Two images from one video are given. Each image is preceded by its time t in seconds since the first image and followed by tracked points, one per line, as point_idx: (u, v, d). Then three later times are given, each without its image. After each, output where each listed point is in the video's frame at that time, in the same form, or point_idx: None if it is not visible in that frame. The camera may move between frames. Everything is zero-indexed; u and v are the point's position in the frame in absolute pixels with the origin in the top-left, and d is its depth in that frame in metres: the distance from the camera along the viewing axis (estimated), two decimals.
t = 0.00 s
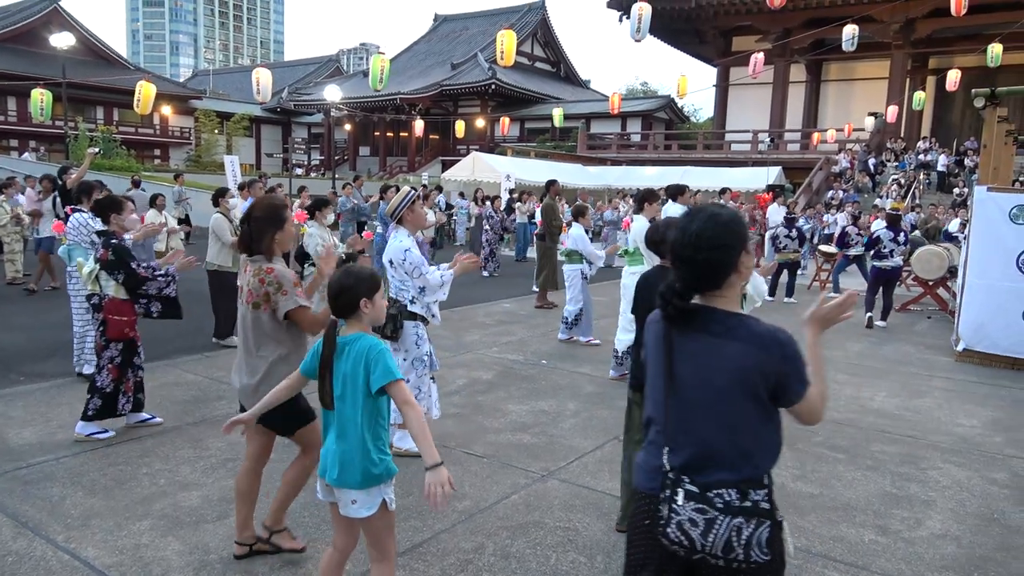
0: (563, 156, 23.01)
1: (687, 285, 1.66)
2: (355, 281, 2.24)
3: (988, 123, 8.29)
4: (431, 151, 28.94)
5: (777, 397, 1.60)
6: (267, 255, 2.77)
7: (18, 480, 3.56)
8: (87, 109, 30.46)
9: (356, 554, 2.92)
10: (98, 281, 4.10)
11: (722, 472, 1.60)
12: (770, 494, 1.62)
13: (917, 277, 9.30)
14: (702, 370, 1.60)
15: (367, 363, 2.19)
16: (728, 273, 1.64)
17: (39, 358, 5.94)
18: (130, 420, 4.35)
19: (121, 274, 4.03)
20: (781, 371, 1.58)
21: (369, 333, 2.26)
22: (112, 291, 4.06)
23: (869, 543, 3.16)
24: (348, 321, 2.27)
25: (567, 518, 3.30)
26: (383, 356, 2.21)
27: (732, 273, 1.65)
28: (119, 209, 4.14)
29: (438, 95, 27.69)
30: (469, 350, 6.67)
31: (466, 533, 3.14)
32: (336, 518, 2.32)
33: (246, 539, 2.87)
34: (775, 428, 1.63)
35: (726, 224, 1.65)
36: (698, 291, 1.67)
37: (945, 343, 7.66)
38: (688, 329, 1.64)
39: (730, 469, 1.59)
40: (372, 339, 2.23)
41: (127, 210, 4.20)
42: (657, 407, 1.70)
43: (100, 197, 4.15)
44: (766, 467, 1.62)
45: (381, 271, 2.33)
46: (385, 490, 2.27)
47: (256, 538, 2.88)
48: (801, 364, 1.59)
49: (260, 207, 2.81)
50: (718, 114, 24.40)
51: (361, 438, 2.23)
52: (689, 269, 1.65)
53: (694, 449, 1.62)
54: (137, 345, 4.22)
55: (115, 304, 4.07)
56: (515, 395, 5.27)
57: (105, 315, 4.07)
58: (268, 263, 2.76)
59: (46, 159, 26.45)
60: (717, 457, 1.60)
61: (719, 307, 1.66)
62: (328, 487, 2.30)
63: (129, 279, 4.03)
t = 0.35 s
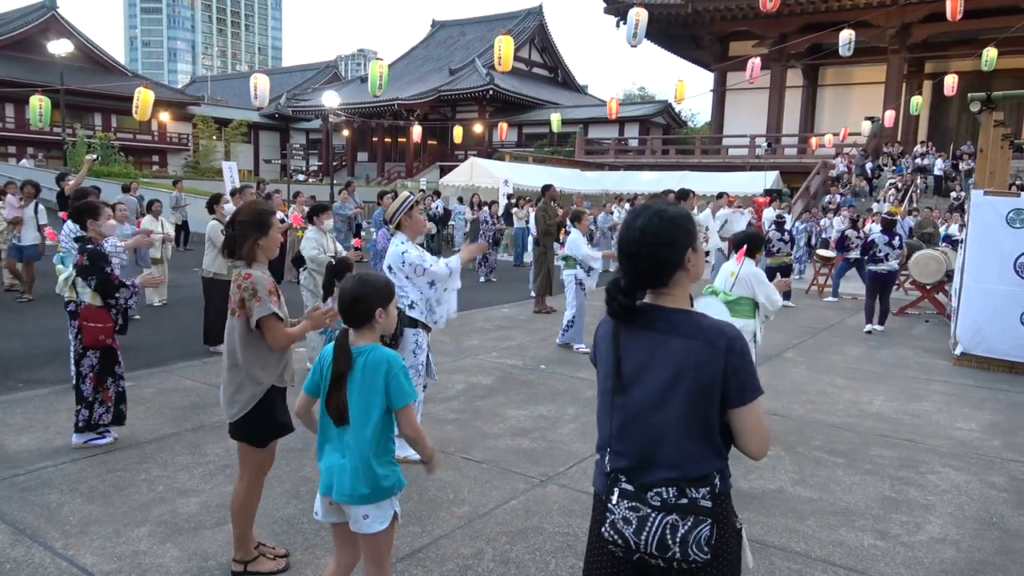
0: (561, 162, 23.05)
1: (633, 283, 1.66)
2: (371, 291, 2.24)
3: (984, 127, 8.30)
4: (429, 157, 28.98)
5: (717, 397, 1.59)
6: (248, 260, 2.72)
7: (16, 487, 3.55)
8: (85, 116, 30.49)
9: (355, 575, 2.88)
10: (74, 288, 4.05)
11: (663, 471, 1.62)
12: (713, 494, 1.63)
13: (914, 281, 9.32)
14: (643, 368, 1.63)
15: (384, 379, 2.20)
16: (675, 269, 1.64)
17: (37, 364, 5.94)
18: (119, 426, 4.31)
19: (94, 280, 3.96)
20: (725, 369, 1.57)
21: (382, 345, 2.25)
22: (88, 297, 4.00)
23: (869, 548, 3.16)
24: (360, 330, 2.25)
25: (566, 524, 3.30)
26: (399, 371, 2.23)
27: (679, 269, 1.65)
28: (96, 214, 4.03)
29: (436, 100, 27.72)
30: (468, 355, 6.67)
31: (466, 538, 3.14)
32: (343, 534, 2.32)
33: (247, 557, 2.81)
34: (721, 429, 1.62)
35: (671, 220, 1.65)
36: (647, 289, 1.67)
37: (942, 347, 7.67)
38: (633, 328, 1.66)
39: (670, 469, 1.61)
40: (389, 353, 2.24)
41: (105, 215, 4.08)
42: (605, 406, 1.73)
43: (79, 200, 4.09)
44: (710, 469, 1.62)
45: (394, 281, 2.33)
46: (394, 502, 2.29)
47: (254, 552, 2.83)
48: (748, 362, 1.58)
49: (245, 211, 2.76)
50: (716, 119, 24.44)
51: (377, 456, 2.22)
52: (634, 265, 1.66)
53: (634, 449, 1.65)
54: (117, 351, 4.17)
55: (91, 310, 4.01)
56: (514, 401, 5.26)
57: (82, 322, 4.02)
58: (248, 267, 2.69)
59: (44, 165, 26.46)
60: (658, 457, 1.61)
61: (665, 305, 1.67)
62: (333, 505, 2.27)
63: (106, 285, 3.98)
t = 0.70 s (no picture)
0: (560, 166, 23.11)
1: (628, 287, 1.68)
2: (341, 298, 2.25)
3: (983, 132, 8.31)
4: (428, 161, 29.04)
5: (708, 401, 1.58)
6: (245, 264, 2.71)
7: (15, 490, 3.55)
8: (85, 119, 30.54)
9: None
10: (70, 291, 4.10)
11: (649, 476, 1.63)
12: (701, 502, 1.62)
13: (913, 286, 9.31)
14: (635, 370, 1.65)
15: (354, 386, 2.19)
16: (669, 274, 1.65)
17: (36, 367, 5.94)
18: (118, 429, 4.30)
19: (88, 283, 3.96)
20: (714, 372, 1.57)
21: (354, 349, 2.25)
22: (83, 300, 4.04)
23: (868, 552, 3.16)
24: (331, 337, 2.25)
25: (566, 528, 3.29)
26: (373, 377, 2.22)
27: (675, 274, 1.66)
28: (93, 216, 4.04)
29: (436, 104, 27.74)
30: (467, 358, 6.67)
31: (465, 542, 3.14)
32: (314, 541, 2.31)
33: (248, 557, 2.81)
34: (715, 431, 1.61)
35: (668, 224, 1.66)
36: (641, 293, 1.68)
37: (941, 352, 7.68)
38: (629, 331, 1.67)
39: (657, 472, 1.62)
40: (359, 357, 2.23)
41: (104, 217, 4.08)
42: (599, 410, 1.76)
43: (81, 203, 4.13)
44: (700, 475, 1.61)
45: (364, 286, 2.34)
46: (366, 510, 2.30)
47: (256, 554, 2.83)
48: (741, 366, 1.57)
49: (244, 216, 2.75)
50: (715, 123, 24.48)
51: (346, 463, 2.21)
52: (630, 269, 1.67)
53: (624, 452, 1.67)
54: (113, 355, 4.15)
55: (87, 314, 4.02)
56: (513, 404, 5.26)
57: (76, 325, 4.03)
58: (231, 272, 2.68)
59: (44, 168, 26.50)
60: (644, 461, 1.63)
61: (662, 309, 1.67)
62: (302, 513, 2.26)
63: (100, 286, 4.00)
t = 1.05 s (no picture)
0: (561, 169, 23.14)
1: (639, 291, 1.70)
2: (339, 303, 2.24)
3: (984, 136, 8.33)
4: (429, 164, 29.09)
5: (694, 407, 1.56)
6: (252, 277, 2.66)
7: (18, 493, 3.55)
8: (87, 122, 30.59)
9: None
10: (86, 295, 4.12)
11: (638, 477, 1.64)
12: (688, 512, 1.58)
13: (914, 290, 9.31)
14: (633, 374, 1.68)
15: (350, 394, 2.16)
16: (680, 282, 1.65)
17: (38, 370, 5.95)
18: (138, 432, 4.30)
19: (95, 287, 3.93)
20: (697, 378, 1.54)
21: (353, 356, 2.23)
22: (96, 304, 4.04)
23: (869, 557, 3.15)
24: (330, 343, 2.24)
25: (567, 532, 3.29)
26: (368, 386, 2.18)
27: (685, 283, 1.66)
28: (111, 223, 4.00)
29: (437, 107, 27.76)
30: (468, 362, 6.68)
31: (466, 547, 3.13)
32: (313, 548, 2.29)
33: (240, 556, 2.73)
34: (699, 441, 1.58)
35: (683, 231, 1.66)
36: (651, 297, 1.69)
37: (943, 356, 7.67)
38: (633, 334, 1.71)
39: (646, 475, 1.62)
40: (358, 363, 2.21)
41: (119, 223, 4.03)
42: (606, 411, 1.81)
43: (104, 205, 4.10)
44: (687, 484, 1.59)
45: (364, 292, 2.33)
46: (370, 518, 2.27)
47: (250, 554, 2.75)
48: (728, 374, 1.52)
49: (250, 224, 2.70)
50: (716, 127, 24.49)
51: (342, 469, 2.20)
52: (641, 273, 1.69)
53: (622, 455, 1.70)
54: (127, 359, 4.13)
55: (98, 318, 4.03)
56: (514, 408, 5.26)
57: (88, 328, 4.05)
58: (227, 280, 2.61)
59: (46, 171, 26.55)
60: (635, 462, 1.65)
61: (666, 315, 1.68)
62: (304, 517, 2.26)
63: (107, 291, 3.93)
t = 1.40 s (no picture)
0: (563, 172, 23.16)
1: (711, 301, 1.66)
2: (389, 311, 2.19)
3: (987, 141, 8.35)
4: (431, 167, 29.14)
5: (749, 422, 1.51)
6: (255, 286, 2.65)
7: (19, 496, 3.55)
8: (90, 125, 30.66)
9: None
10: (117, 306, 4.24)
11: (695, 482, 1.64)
12: (743, 519, 1.56)
13: (917, 293, 9.32)
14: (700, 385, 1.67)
15: (389, 404, 2.09)
16: (750, 293, 1.60)
17: (41, 372, 5.95)
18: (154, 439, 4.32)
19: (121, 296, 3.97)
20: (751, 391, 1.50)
21: (400, 365, 2.18)
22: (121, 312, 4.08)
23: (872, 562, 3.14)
24: (378, 352, 2.19)
25: (569, 536, 3.29)
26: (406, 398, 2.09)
27: (757, 294, 1.61)
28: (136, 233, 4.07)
29: (439, 111, 27.78)
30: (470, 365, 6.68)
31: (468, 550, 3.13)
32: (359, 558, 2.28)
33: None
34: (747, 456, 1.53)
35: (758, 238, 1.59)
36: (722, 306, 1.65)
37: (945, 360, 7.66)
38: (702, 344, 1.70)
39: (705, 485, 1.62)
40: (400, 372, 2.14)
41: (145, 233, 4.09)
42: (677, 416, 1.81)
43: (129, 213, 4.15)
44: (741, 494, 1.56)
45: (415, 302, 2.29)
46: (415, 529, 2.24)
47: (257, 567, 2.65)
48: (787, 391, 1.47)
49: (255, 233, 2.68)
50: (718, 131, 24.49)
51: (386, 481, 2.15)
52: (710, 282, 1.65)
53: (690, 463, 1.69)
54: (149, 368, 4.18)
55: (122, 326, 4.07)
56: (516, 411, 5.26)
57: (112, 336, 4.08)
58: (235, 292, 2.61)
59: (49, 174, 26.63)
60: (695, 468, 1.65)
61: (737, 329, 1.65)
62: (354, 526, 2.24)
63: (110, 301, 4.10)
